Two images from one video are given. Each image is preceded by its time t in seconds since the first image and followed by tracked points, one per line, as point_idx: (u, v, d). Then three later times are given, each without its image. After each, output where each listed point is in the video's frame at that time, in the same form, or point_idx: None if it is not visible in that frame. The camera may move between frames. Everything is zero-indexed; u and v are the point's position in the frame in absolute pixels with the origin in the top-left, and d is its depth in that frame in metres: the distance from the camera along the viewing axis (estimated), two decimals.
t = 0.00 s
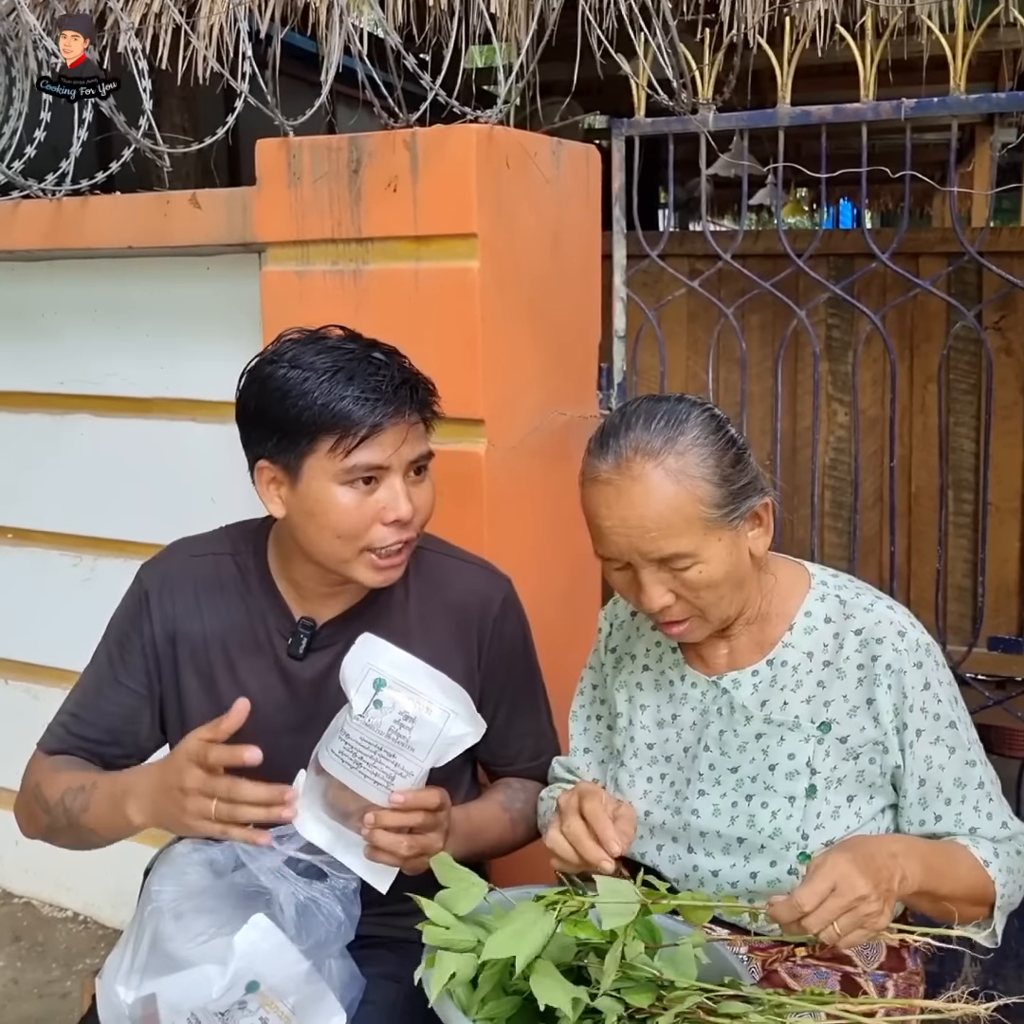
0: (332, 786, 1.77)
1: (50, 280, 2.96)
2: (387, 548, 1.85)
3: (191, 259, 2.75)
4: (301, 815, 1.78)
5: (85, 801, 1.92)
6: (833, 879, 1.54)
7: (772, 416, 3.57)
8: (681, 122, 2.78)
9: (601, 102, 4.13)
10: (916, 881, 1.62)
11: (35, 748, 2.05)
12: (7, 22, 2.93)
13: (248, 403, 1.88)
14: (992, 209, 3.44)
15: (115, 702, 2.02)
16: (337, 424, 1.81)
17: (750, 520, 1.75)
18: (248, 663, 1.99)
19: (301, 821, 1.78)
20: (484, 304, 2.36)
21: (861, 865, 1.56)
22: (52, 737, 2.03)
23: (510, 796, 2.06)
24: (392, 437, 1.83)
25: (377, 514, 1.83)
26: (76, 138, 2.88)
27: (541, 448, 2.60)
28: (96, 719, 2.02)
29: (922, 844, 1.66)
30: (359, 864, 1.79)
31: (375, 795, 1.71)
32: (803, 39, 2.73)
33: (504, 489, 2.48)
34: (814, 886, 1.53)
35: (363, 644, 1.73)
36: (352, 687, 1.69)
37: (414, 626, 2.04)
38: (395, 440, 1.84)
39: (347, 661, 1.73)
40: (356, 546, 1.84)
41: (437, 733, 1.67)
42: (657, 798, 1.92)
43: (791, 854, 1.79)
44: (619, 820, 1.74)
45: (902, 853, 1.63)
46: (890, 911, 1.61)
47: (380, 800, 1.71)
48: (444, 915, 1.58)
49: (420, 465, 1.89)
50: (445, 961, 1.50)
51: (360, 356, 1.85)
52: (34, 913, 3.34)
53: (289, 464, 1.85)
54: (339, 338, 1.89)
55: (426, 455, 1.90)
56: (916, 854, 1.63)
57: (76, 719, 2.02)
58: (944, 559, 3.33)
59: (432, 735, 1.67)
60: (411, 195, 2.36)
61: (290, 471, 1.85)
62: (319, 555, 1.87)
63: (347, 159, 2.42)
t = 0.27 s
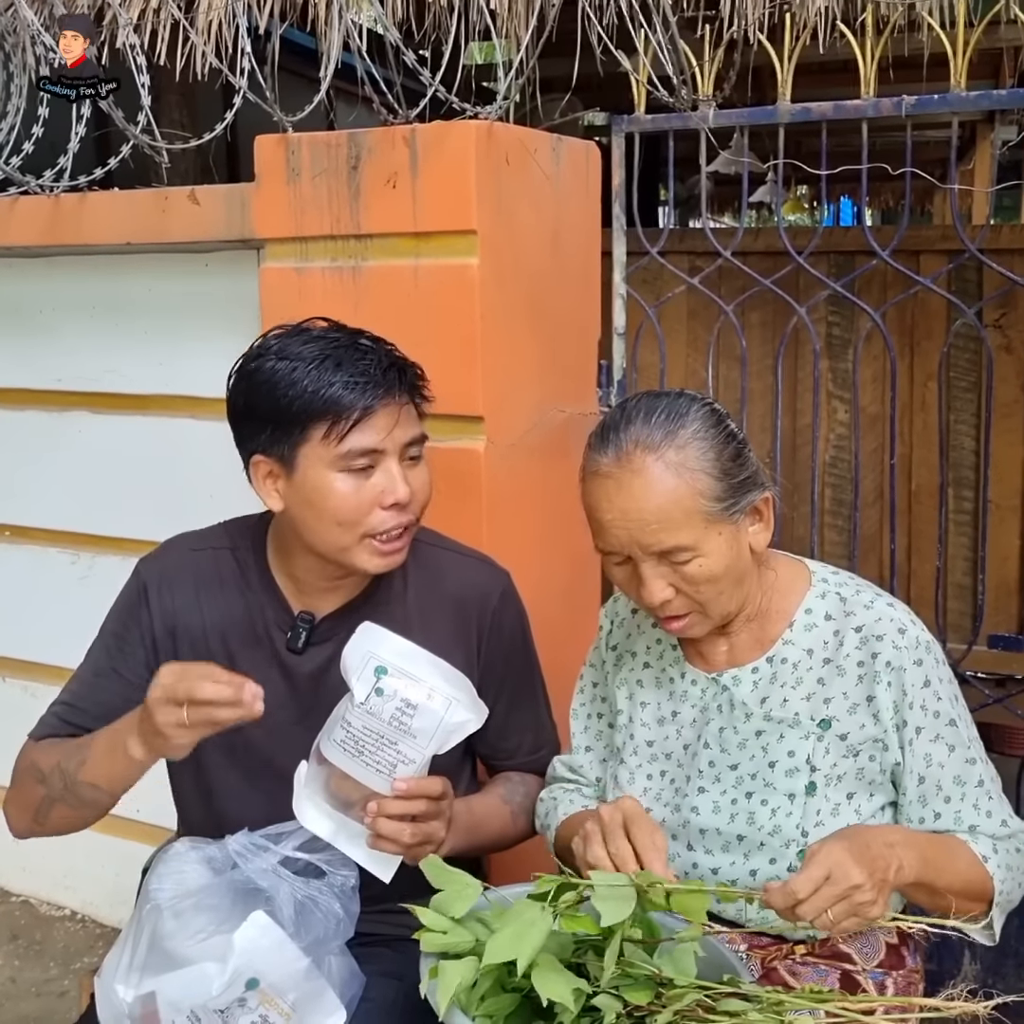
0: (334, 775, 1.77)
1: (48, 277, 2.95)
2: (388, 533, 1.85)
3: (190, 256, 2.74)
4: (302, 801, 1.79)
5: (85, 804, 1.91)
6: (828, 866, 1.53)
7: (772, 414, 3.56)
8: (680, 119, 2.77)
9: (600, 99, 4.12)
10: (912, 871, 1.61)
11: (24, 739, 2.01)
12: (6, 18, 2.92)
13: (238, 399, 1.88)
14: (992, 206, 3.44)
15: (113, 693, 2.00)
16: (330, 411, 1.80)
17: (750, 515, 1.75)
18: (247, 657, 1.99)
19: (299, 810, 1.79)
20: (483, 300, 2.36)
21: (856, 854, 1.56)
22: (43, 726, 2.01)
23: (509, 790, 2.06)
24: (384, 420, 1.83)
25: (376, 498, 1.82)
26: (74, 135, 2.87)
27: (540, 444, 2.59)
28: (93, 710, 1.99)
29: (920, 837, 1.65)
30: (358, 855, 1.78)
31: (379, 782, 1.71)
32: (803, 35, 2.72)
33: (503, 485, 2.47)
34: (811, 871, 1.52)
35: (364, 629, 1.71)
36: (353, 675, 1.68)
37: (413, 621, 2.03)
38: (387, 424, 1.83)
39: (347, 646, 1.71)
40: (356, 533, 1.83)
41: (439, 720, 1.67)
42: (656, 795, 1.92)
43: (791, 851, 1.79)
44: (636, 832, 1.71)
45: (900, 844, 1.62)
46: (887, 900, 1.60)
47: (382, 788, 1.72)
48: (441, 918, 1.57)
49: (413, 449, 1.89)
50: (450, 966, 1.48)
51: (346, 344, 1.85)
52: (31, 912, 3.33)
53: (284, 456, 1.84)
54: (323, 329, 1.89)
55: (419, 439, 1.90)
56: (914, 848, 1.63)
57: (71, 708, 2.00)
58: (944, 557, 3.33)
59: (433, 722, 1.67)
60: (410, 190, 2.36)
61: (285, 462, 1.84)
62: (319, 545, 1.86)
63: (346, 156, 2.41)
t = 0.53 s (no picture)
0: (337, 774, 1.77)
1: (47, 276, 2.95)
2: (399, 543, 1.85)
3: (189, 255, 2.73)
4: (303, 801, 1.77)
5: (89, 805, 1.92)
6: (827, 862, 1.53)
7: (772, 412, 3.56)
8: (680, 118, 2.76)
9: (600, 97, 4.12)
10: (913, 870, 1.61)
11: (34, 741, 2.03)
12: (5, 17, 2.91)
13: (241, 411, 1.87)
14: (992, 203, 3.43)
15: (118, 695, 2.01)
16: (338, 426, 1.79)
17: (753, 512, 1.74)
18: (250, 659, 1.98)
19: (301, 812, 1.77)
20: (484, 301, 2.35)
21: (854, 852, 1.55)
22: (50, 729, 2.01)
23: (511, 790, 2.06)
24: (391, 433, 1.82)
25: (387, 511, 1.83)
26: (73, 133, 2.86)
27: (541, 444, 2.59)
28: (100, 713, 2.01)
29: (922, 836, 1.65)
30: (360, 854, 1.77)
31: (381, 781, 1.70)
32: (803, 33, 2.71)
33: (504, 485, 2.47)
34: (810, 865, 1.52)
35: (366, 629, 1.72)
36: (354, 672, 1.69)
37: (415, 620, 2.03)
38: (395, 437, 1.83)
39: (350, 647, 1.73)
40: (366, 547, 1.83)
41: (441, 718, 1.66)
42: (659, 795, 1.92)
43: (794, 851, 1.79)
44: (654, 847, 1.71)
45: (901, 843, 1.61)
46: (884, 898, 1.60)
47: (385, 787, 1.71)
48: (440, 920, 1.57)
49: (421, 459, 1.88)
50: (452, 967, 1.47)
51: (348, 355, 1.84)
52: (31, 912, 3.32)
53: (291, 471, 1.83)
54: (323, 340, 1.87)
55: (426, 448, 1.89)
56: (915, 846, 1.62)
57: (78, 712, 2.01)
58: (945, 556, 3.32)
59: (436, 720, 1.66)
60: (410, 189, 2.35)
61: (292, 477, 1.84)
62: (328, 557, 1.86)
63: (346, 155, 2.40)
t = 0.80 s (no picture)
0: (338, 789, 1.76)
1: (46, 276, 2.94)
2: (399, 552, 1.84)
3: (188, 254, 2.73)
4: (303, 816, 1.78)
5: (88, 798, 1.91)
6: (826, 860, 1.52)
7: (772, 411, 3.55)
8: (679, 116, 2.76)
9: (600, 96, 4.12)
10: (912, 871, 1.60)
11: (39, 750, 2.03)
12: (3, 17, 2.91)
13: (254, 404, 1.86)
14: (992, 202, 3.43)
15: (120, 701, 1.99)
16: (348, 427, 1.79)
17: (746, 521, 1.73)
18: (250, 662, 1.98)
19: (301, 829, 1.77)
20: (483, 301, 2.35)
21: (854, 851, 1.55)
22: (56, 737, 2.01)
23: (511, 795, 2.05)
24: (402, 441, 1.82)
25: (390, 518, 1.82)
26: (72, 134, 2.86)
27: (541, 444, 2.59)
28: (103, 720, 1.99)
29: (921, 835, 1.64)
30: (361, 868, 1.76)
31: (383, 797, 1.70)
32: (802, 32, 2.70)
33: (503, 485, 2.46)
34: (809, 863, 1.51)
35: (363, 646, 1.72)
36: (355, 691, 1.68)
37: (416, 624, 2.03)
38: (406, 445, 1.82)
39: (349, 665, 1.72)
40: (369, 550, 1.82)
41: (443, 733, 1.66)
42: (660, 796, 1.91)
43: (794, 852, 1.78)
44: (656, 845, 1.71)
45: (901, 843, 1.61)
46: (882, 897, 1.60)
47: (386, 802, 1.70)
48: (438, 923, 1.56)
49: (429, 469, 1.88)
50: (452, 974, 1.46)
51: (368, 358, 1.83)
52: (30, 915, 3.32)
53: (299, 467, 1.83)
54: (344, 340, 1.87)
55: (435, 459, 1.89)
56: (915, 846, 1.62)
57: (82, 720, 2.00)
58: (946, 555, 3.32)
59: (437, 735, 1.66)
60: (409, 188, 2.35)
61: (299, 473, 1.83)
62: (327, 558, 1.86)
63: (344, 154, 2.40)
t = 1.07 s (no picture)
0: (338, 783, 1.74)
1: (44, 277, 2.94)
2: (400, 553, 1.84)
3: (187, 254, 2.72)
4: (304, 809, 1.75)
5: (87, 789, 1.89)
6: (826, 864, 1.52)
7: (772, 410, 3.55)
8: (678, 116, 2.76)
9: (599, 95, 4.11)
10: (912, 874, 1.60)
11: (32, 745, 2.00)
12: (2, 17, 2.90)
13: (260, 403, 1.85)
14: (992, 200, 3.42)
15: (118, 697, 1.98)
16: (356, 427, 1.79)
17: (729, 542, 1.71)
18: (250, 660, 1.98)
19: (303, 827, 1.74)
20: (480, 302, 2.34)
21: (854, 855, 1.54)
22: (50, 732, 1.98)
23: (510, 797, 2.03)
24: (410, 442, 1.82)
25: (393, 518, 1.81)
26: (70, 133, 2.85)
27: (539, 444, 2.58)
28: (99, 714, 1.97)
29: (921, 837, 1.63)
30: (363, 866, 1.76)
31: (385, 789, 1.69)
32: (801, 31, 2.70)
33: (502, 486, 2.46)
34: (809, 868, 1.51)
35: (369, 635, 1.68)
36: (359, 682, 1.66)
37: (417, 626, 2.02)
38: (414, 445, 1.82)
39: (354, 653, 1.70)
40: (370, 551, 1.82)
41: (446, 728, 1.64)
42: (659, 797, 1.91)
43: (794, 854, 1.78)
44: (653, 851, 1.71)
45: (900, 846, 1.60)
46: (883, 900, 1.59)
47: (387, 794, 1.70)
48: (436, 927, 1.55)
49: (434, 471, 1.88)
50: (449, 974, 1.47)
51: (376, 358, 1.83)
52: (28, 917, 3.31)
53: (305, 466, 1.82)
54: (352, 338, 1.86)
55: (441, 461, 1.89)
56: (915, 848, 1.61)
57: (79, 715, 1.97)
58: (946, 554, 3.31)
59: (440, 730, 1.64)
60: (407, 189, 2.34)
61: (305, 472, 1.82)
62: (329, 558, 1.85)
63: (342, 155, 2.40)
